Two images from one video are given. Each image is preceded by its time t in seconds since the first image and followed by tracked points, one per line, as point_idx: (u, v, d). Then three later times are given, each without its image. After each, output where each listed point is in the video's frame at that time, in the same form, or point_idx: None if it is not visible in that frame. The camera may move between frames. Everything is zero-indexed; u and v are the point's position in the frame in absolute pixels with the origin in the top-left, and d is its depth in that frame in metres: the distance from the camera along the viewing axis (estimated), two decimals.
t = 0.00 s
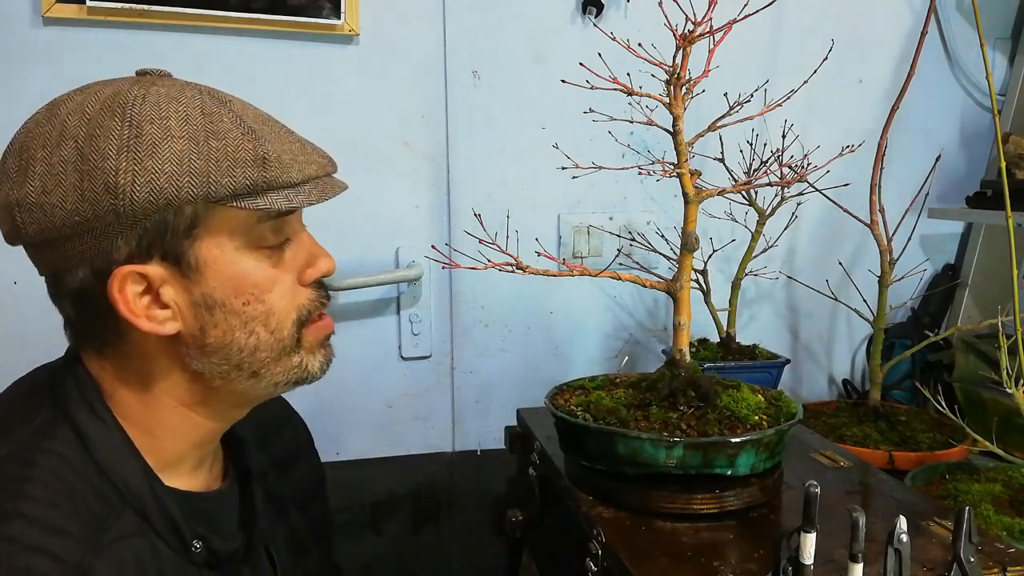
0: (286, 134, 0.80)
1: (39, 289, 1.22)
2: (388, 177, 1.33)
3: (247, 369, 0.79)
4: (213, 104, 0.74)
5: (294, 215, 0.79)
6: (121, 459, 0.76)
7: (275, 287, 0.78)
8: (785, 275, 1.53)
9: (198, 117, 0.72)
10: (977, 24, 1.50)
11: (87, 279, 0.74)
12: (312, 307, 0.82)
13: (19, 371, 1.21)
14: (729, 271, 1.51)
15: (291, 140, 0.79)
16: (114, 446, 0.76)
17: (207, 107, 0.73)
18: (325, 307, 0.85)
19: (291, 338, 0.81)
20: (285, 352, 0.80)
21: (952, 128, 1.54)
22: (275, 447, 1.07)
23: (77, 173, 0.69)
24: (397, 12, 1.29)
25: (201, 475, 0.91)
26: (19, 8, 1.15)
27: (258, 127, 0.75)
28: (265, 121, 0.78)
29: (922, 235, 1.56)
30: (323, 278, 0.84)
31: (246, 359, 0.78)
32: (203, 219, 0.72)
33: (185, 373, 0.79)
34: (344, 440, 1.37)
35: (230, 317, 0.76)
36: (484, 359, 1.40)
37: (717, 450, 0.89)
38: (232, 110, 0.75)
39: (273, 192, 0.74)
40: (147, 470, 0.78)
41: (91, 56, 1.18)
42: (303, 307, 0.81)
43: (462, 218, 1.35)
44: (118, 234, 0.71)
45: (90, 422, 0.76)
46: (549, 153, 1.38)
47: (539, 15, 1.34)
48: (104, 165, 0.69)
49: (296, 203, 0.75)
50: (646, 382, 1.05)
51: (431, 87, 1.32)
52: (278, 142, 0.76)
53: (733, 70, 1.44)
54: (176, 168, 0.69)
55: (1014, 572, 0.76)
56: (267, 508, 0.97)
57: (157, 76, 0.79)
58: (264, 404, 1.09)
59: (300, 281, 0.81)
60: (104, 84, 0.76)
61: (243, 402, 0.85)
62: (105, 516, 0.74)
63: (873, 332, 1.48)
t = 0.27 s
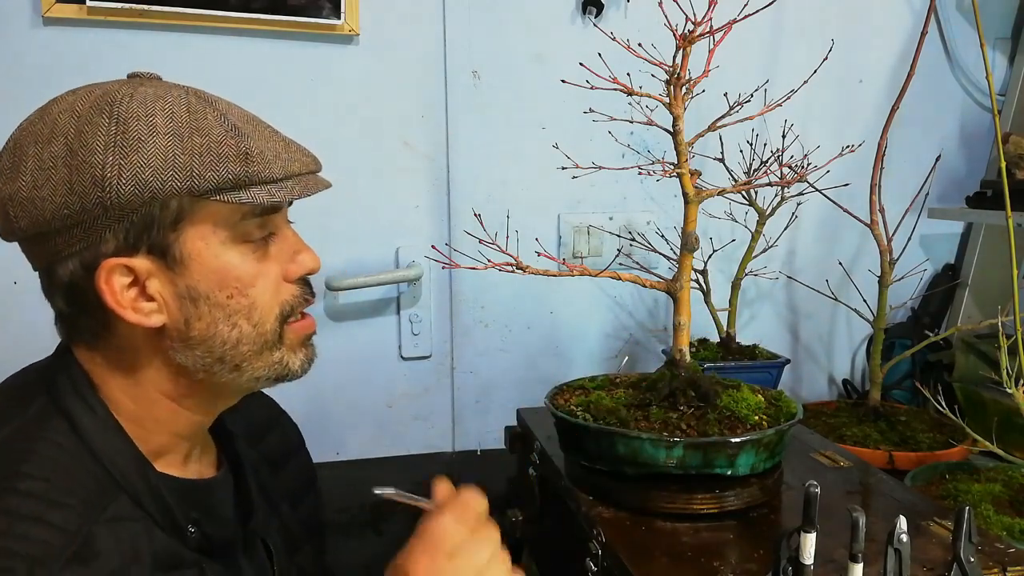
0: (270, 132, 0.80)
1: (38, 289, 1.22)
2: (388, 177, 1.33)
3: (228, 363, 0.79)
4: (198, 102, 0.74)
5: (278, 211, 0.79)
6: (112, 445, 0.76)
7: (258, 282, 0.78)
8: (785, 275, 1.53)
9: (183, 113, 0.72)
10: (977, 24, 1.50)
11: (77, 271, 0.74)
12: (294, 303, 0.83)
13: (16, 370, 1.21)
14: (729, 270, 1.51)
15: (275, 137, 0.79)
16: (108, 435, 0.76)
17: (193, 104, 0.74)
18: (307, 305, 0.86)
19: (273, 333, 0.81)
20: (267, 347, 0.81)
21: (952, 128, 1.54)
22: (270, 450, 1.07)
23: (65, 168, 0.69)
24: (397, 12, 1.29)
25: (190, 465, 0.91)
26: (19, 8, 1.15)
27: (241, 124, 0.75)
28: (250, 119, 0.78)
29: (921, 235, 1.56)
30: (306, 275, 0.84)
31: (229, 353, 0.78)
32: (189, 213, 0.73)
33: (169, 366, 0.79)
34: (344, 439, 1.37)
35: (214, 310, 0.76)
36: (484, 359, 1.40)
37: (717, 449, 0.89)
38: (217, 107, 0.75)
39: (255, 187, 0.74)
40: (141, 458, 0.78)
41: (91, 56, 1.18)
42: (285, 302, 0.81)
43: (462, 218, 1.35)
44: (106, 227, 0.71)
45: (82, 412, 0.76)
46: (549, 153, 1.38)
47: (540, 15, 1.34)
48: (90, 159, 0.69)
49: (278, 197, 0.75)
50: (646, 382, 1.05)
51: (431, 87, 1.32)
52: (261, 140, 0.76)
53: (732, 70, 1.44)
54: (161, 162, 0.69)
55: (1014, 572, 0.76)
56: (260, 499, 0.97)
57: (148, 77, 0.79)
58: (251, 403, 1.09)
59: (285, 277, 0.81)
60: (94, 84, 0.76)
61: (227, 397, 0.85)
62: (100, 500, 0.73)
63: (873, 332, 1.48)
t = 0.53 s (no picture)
0: (267, 130, 0.81)
1: (38, 289, 1.21)
2: (388, 177, 1.33)
3: (231, 356, 0.79)
4: (196, 101, 0.74)
5: (275, 207, 0.80)
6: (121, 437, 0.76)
7: (258, 275, 0.78)
8: (785, 275, 1.53)
9: (181, 111, 0.72)
10: (977, 24, 1.50)
11: (79, 268, 0.74)
12: (295, 297, 0.83)
13: (16, 370, 1.21)
14: (729, 270, 1.51)
15: (271, 136, 0.80)
16: (116, 428, 0.76)
17: (191, 103, 0.74)
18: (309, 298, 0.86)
19: (275, 326, 0.81)
20: (269, 340, 0.81)
21: (952, 128, 1.54)
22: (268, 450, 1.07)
23: (67, 166, 0.70)
24: (397, 12, 1.29)
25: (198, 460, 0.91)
26: (19, 8, 1.15)
27: (238, 122, 0.76)
28: (247, 117, 0.79)
29: (922, 235, 1.56)
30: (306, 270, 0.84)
31: (231, 346, 0.79)
32: (188, 208, 0.73)
33: (172, 361, 0.79)
34: (344, 439, 1.37)
35: (215, 304, 0.77)
36: (484, 359, 1.40)
37: (717, 450, 0.89)
38: (214, 106, 0.76)
39: (253, 182, 0.75)
40: (148, 449, 0.77)
41: (91, 55, 1.18)
42: (287, 296, 0.81)
43: (462, 218, 1.35)
44: (108, 223, 0.71)
45: (91, 405, 0.76)
46: (549, 153, 1.38)
47: (539, 15, 1.34)
48: (92, 156, 0.69)
49: (275, 192, 0.76)
50: (647, 382, 1.05)
51: (431, 87, 1.32)
52: (257, 137, 0.77)
53: (732, 70, 1.44)
54: (161, 158, 0.70)
55: (1014, 572, 0.76)
56: (260, 499, 0.97)
57: (147, 79, 0.80)
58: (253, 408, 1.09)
59: (285, 271, 0.81)
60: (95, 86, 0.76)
61: (233, 391, 0.84)
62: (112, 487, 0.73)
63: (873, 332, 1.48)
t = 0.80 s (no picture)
0: (260, 133, 0.78)
1: (38, 289, 1.21)
2: (389, 177, 1.33)
3: (212, 359, 0.78)
4: (182, 104, 0.74)
5: (260, 212, 0.77)
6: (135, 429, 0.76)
7: (237, 280, 0.76)
8: (785, 275, 1.53)
9: (161, 115, 0.72)
10: (977, 24, 1.50)
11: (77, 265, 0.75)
12: (282, 303, 0.80)
13: (16, 370, 1.21)
14: (729, 271, 1.51)
15: (260, 139, 0.77)
16: (128, 420, 0.76)
17: (177, 106, 0.73)
18: (303, 303, 0.83)
19: (258, 332, 0.79)
20: (251, 345, 0.79)
21: (952, 128, 1.54)
22: (272, 448, 1.07)
23: (52, 167, 0.72)
24: (397, 12, 1.29)
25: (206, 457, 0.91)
26: (19, 8, 1.15)
27: (219, 125, 0.74)
28: (238, 120, 0.77)
29: (922, 235, 1.56)
30: (300, 276, 0.82)
31: (212, 350, 0.77)
32: (160, 212, 0.72)
33: (162, 360, 0.79)
34: (344, 439, 1.37)
35: (192, 307, 0.76)
36: (484, 359, 1.40)
37: (717, 449, 0.89)
38: (200, 109, 0.74)
39: (223, 187, 0.72)
40: (159, 442, 0.77)
41: (91, 55, 1.18)
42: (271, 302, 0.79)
43: (462, 218, 1.35)
44: (89, 225, 0.72)
45: (103, 398, 0.76)
46: (549, 153, 1.38)
47: (540, 14, 1.34)
48: (72, 159, 0.70)
49: (246, 197, 0.73)
50: (646, 383, 1.05)
51: (431, 87, 1.32)
52: (238, 140, 0.74)
53: (733, 71, 1.44)
54: (130, 162, 0.70)
55: (1014, 572, 0.76)
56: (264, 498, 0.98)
57: (159, 82, 0.80)
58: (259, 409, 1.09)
59: (273, 276, 0.79)
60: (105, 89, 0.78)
61: (233, 394, 0.83)
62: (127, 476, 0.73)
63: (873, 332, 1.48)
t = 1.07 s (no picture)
0: (268, 133, 0.77)
1: (38, 289, 1.21)
2: (389, 177, 1.33)
3: (214, 356, 0.77)
4: (191, 103, 0.74)
5: (263, 211, 0.76)
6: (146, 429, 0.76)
7: (240, 277, 0.75)
8: (785, 275, 1.53)
9: (170, 111, 0.72)
10: (977, 24, 1.50)
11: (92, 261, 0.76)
12: (285, 303, 0.78)
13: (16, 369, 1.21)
14: (729, 271, 1.51)
15: (268, 138, 0.76)
16: (141, 419, 0.76)
17: (186, 104, 0.74)
18: (308, 305, 0.81)
19: (259, 331, 0.78)
20: (253, 344, 0.77)
21: (952, 128, 1.54)
22: (287, 450, 1.08)
23: (69, 163, 0.73)
24: (397, 12, 1.29)
25: (218, 457, 0.91)
26: (19, 8, 1.15)
27: (224, 121, 0.74)
28: (246, 119, 0.76)
29: (922, 235, 1.56)
30: (305, 277, 0.80)
31: (214, 346, 0.76)
32: (163, 206, 0.72)
33: (169, 357, 0.79)
34: (345, 439, 1.37)
35: (195, 302, 0.75)
36: (484, 359, 1.40)
37: (716, 449, 0.89)
38: (209, 107, 0.75)
39: (222, 182, 0.71)
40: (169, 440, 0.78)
41: (90, 55, 1.18)
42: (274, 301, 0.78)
43: (462, 218, 1.35)
44: (100, 219, 0.74)
45: (117, 396, 0.77)
46: (549, 153, 1.38)
47: (539, 14, 1.33)
48: (85, 153, 0.72)
49: (243, 192, 0.72)
50: (647, 383, 1.05)
51: (431, 87, 1.32)
52: (242, 137, 0.74)
53: (733, 71, 1.44)
54: (134, 155, 0.70)
55: (1014, 572, 0.76)
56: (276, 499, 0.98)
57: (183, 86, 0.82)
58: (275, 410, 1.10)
59: (276, 275, 0.78)
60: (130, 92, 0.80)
61: (239, 394, 0.83)
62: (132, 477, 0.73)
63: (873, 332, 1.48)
